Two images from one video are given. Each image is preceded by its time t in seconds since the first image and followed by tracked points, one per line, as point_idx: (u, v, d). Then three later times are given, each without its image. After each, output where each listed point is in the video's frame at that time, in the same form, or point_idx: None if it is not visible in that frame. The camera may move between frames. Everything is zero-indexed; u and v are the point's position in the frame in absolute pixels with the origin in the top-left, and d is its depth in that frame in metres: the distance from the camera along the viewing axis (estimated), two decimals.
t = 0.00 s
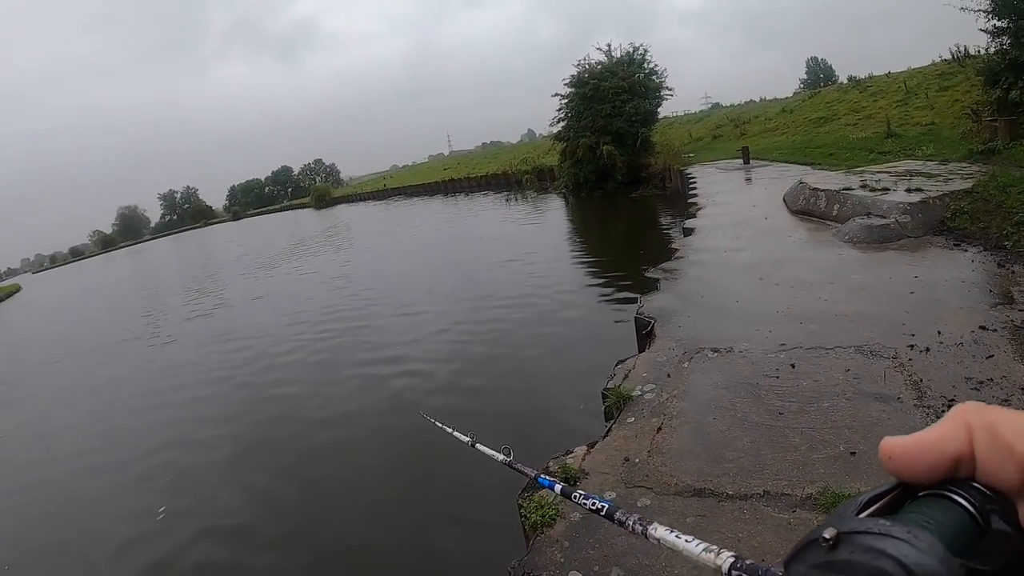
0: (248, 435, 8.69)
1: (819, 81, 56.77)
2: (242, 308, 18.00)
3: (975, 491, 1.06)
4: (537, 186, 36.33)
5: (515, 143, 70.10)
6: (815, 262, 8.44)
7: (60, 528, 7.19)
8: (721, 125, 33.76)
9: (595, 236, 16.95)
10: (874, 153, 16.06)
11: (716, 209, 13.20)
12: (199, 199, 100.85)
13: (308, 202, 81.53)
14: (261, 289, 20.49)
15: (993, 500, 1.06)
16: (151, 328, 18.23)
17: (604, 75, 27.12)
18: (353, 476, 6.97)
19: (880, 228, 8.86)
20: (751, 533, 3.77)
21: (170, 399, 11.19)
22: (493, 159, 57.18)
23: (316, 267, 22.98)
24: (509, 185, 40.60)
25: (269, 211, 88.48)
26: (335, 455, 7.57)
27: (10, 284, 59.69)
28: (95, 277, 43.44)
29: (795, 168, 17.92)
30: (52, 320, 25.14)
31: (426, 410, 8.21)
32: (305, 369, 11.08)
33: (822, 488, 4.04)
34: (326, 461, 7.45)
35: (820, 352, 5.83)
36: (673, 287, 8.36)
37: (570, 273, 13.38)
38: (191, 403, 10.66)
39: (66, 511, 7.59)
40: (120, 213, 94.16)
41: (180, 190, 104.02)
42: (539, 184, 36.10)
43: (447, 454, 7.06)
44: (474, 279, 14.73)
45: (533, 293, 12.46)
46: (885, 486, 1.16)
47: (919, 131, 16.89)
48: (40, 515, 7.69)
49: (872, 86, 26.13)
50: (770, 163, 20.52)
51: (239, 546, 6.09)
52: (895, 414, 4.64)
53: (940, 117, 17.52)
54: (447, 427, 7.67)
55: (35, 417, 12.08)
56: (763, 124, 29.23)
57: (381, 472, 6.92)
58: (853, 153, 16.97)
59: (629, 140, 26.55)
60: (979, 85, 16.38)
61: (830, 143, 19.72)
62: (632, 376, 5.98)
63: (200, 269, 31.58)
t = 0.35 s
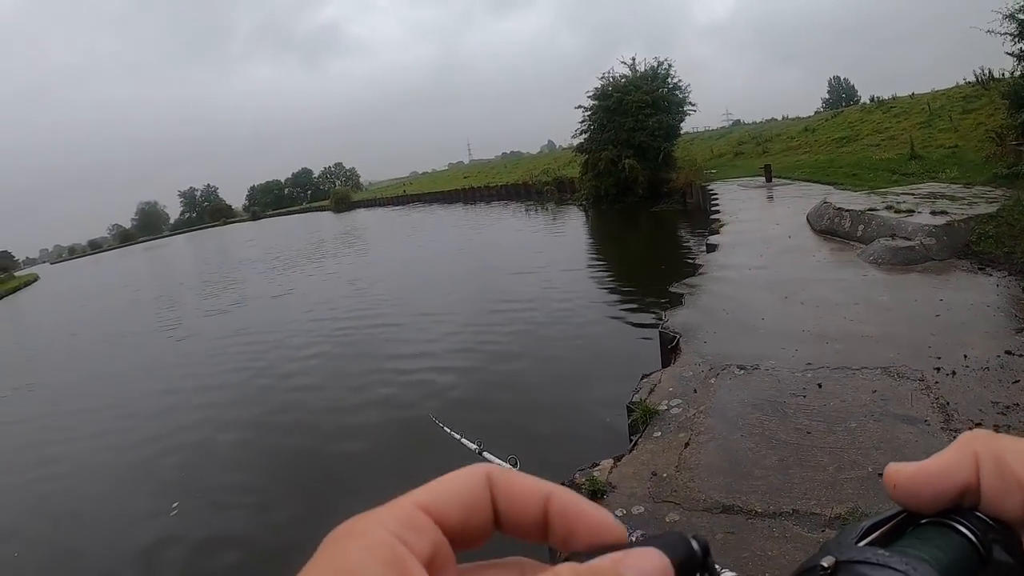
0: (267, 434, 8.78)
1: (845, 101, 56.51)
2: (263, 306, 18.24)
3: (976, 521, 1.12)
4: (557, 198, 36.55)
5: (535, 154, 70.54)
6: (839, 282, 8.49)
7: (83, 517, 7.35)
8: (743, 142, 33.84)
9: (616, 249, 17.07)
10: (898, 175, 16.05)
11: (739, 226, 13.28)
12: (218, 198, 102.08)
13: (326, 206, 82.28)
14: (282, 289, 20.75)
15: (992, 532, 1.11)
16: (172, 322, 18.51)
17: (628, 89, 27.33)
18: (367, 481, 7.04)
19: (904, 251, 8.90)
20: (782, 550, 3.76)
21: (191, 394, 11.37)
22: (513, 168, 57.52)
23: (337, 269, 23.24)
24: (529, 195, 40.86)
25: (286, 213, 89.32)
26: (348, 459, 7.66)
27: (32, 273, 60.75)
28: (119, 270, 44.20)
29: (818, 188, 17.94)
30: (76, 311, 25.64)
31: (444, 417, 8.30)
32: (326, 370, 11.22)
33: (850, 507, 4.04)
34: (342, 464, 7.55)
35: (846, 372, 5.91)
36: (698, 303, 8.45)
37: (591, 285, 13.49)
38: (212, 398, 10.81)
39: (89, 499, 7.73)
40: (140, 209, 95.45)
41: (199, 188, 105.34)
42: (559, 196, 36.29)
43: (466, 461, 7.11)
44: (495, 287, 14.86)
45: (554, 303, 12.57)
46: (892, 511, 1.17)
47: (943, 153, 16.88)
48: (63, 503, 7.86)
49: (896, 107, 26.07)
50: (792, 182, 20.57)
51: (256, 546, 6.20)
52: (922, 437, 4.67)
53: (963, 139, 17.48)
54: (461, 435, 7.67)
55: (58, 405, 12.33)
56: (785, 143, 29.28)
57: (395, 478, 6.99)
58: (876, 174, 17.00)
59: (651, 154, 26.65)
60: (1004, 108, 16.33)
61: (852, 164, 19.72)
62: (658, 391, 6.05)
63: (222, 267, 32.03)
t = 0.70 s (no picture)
0: (279, 426, 8.86)
1: (861, 120, 56.43)
2: (277, 306, 18.41)
3: (1007, 514, 1.19)
4: (571, 210, 36.70)
5: (549, 165, 70.93)
6: (855, 302, 8.52)
7: (94, 499, 7.42)
8: (758, 160, 33.91)
9: (630, 262, 17.15)
10: (914, 196, 16.04)
11: (754, 243, 13.34)
12: (232, 200, 103.10)
13: (339, 210, 82.92)
14: (296, 289, 20.95)
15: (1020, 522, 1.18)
16: (187, 318, 18.72)
17: (645, 103, 27.48)
18: (379, 474, 7.03)
19: (921, 271, 8.92)
20: (799, 568, 3.79)
21: (204, 385, 11.46)
22: (527, 179, 57.76)
23: (351, 272, 23.44)
24: (543, 206, 41.06)
25: (299, 215, 90.04)
26: (359, 452, 7.66)
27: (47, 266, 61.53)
28: (135, 264, 44.76)
29: (834, 207, 17.93)
30: (92, 303, 25.97)
31: (457, 415, 8.32)
32: (338, 367, 11.32)
33: (867, 527, 4.07)
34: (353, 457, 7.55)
35: (862, 392, 5.93)
36: (714, 318, 8.50)
37: (605, 297, 13.57)
38: (226, 390, 10.93)
39: (102, 483, 7.81)
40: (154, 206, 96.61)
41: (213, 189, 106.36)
42: (573, 208, 36.41)
43: (481, 459, 7.11)
44: (509, 296, 14.96)
45: (568, 313, 12.66)
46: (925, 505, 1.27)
47: (960, 174, 16.88)
48: (75, 484, 7.93)
49: (912, 128, 26.03)
50: (807, 200, 20.61)
51: (266, 530, 6.22)
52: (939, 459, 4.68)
53: (980, 162, 17.46)
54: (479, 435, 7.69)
55: (72, 391, 12.46)
56: (801, 161, 29.32)
57: (407, 471, 6.99)
58: (892, 195, 17.03)
59: (667, 168, 26.76)
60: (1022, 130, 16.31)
61: (868, 184, 19.72)
62: (673, 406, 6.10)
63: (237, 265, 32.39)
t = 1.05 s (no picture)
0: (283, 424, 8.91)
1: (869, 137, 56.35)
2: (284, 308, 18.54)
3: (1006, 540, 1.24)
4: (578, 221, 36.85)
5: (557, 177, 71.26)
6: (861, 319, 8.55)
7: (96, 488, 7.44)
8: (766, 175, 34.02)
9: (637, 275, 17.23)
10: (922, 215, 16.04)
11: (761, 258, 13.39)
12: (241, 203, 103.85)
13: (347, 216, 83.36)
14: (303, 292, 21.08)
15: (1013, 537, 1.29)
16: (194, 317, 18.86)
17: (655, 115, 27.64)
18: (383, 474, 7.05)
19: (927, 290, 8.94)
20: None
21: (209, 382, 11.51)
22: (534, 190, 57.97)
23: (358, 276, 23.57)
24: (550, 217, 41.22)
25: (307, 220, 90.55)
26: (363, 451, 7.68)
27: (57, 262, 62.04)
28: (143, 263, 45.06)
29: (841, 224, 17.93)
30: (101, 300, 26.18)
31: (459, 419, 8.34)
32: (343, 368, 11.38)
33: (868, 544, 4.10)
34: (357, 456, 7.56)
35: (866, 410, 5.96)
36: (719, 333, 8.54)
37: (611, 308, 13.64)
38: (231, 388, 11.00)
39: (106, 472, 7.86)
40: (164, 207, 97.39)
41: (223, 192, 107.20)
42: (580, 220, 36.50)
43: (486, 463, 7.14)
44: (515, 305, 15.04)
45: (573, 323, 12.72)
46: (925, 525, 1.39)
47: (967, 194, 16.92)
48: (77, 473, 7.96)
49: (921, 147, 26.01)
50: (814, 217, 20.67)
51: (268, 522, 6.23)
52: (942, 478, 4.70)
53: (988, 181, 17.44)
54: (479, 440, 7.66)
55: (78, 384, 12.53)
56: (809, 177, 29.39)
57: (410, 472, 7.00)
58: (899, 212, 17.07)
59: (675, 182, 26.88)
60: None
61: (876, 202, 19.71)
62: (678, 419, 6.14)
63: (244, 267, 32.59)
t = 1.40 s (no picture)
0: (286, 423, 8.96)
1: (874, 148, 56.22)
2: (288, 309, 18.63)
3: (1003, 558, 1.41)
4: (582, 228, 36.91)
5: (562, 184, 71.40)
6: (864, 330, 8.57)
7: (98, 486, 7.46)
8: (772, 185, 34.03)
9: (641, 284, 17.26)
10: (926, 227, 16.05)
11: (765, 268, 13.41)
12: (247, 206, 104.38)
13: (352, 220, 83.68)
14: (308, 295, 21.17)
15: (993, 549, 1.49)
16: (199, 317, 18.96)
17: (660, 124, 27.73)
18: (385, 475, 7.08)
19: (931, 301, 8.96)
20: None
21: (212, 382, 11.53)
22: (539, 197, 58.10)
23: (362, 280, 23.66)
24: (555, 224, 41.29)
25: (313, 223, 90.91)
26: (365, 452, 7.71)
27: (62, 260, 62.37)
28: (147, 262, 45.30)
29: (846, 236, 17.94)
30: (106, 299, 26.33)
31: (460, 423, 8.36)
32: (347, 370, 11.44)
33: (868, 555, 4.12)
34: (358, 457, 7.60)
35: (869, 421, 5.98)
36: (722, 343, 8.55)
37: (615, 316, 13.68)
38: (235, 386, 11.07)
39: (110, 467, 7.91)
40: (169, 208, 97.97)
41: (228, 194, 107.78)
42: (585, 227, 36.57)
43: (489, 464, 7.17)
44: (519, 311, 15.10)
45: (577, 331, 12.76)
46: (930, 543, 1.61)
47: (972, 206, 16.92)
48: (80, 470, 7.98)
49: (926, 159, 26.03)
50: (819, 227, 20.68)
51: (271, 520, 6.27)
52: (943, 490, 4.72)
53: (993, 194, 17.45)
54: (480, 445, 7.67)
55: (80, 381, 12.56)
56: (814, 188, 29.40)
57: (412, 473, 7.04)
58: (904, 224, 17.08)
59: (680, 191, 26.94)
60: None
61: (881, 213, 19.71)
62: (680, 428, 6.17)
63: (249, 269, 32.75)
